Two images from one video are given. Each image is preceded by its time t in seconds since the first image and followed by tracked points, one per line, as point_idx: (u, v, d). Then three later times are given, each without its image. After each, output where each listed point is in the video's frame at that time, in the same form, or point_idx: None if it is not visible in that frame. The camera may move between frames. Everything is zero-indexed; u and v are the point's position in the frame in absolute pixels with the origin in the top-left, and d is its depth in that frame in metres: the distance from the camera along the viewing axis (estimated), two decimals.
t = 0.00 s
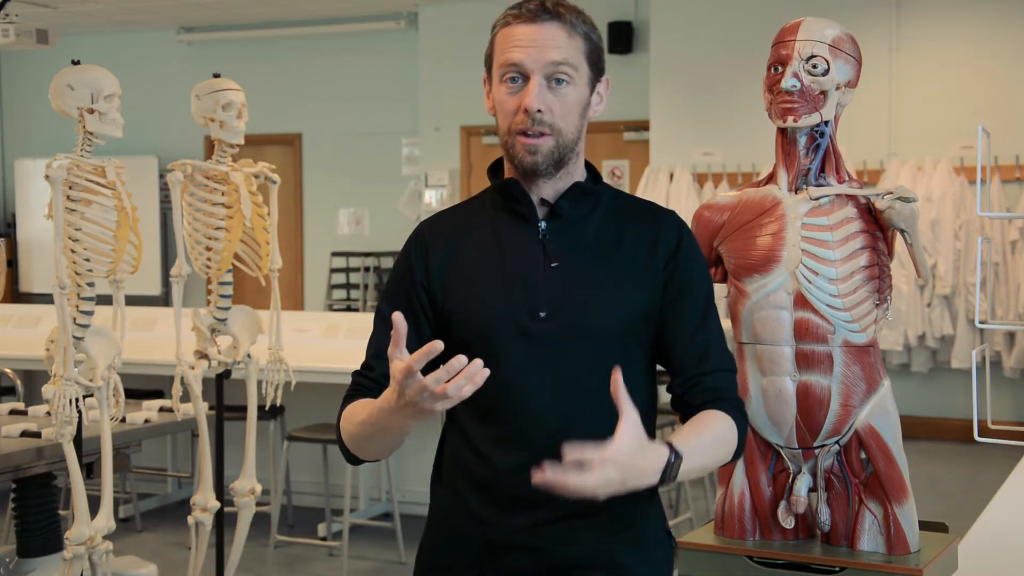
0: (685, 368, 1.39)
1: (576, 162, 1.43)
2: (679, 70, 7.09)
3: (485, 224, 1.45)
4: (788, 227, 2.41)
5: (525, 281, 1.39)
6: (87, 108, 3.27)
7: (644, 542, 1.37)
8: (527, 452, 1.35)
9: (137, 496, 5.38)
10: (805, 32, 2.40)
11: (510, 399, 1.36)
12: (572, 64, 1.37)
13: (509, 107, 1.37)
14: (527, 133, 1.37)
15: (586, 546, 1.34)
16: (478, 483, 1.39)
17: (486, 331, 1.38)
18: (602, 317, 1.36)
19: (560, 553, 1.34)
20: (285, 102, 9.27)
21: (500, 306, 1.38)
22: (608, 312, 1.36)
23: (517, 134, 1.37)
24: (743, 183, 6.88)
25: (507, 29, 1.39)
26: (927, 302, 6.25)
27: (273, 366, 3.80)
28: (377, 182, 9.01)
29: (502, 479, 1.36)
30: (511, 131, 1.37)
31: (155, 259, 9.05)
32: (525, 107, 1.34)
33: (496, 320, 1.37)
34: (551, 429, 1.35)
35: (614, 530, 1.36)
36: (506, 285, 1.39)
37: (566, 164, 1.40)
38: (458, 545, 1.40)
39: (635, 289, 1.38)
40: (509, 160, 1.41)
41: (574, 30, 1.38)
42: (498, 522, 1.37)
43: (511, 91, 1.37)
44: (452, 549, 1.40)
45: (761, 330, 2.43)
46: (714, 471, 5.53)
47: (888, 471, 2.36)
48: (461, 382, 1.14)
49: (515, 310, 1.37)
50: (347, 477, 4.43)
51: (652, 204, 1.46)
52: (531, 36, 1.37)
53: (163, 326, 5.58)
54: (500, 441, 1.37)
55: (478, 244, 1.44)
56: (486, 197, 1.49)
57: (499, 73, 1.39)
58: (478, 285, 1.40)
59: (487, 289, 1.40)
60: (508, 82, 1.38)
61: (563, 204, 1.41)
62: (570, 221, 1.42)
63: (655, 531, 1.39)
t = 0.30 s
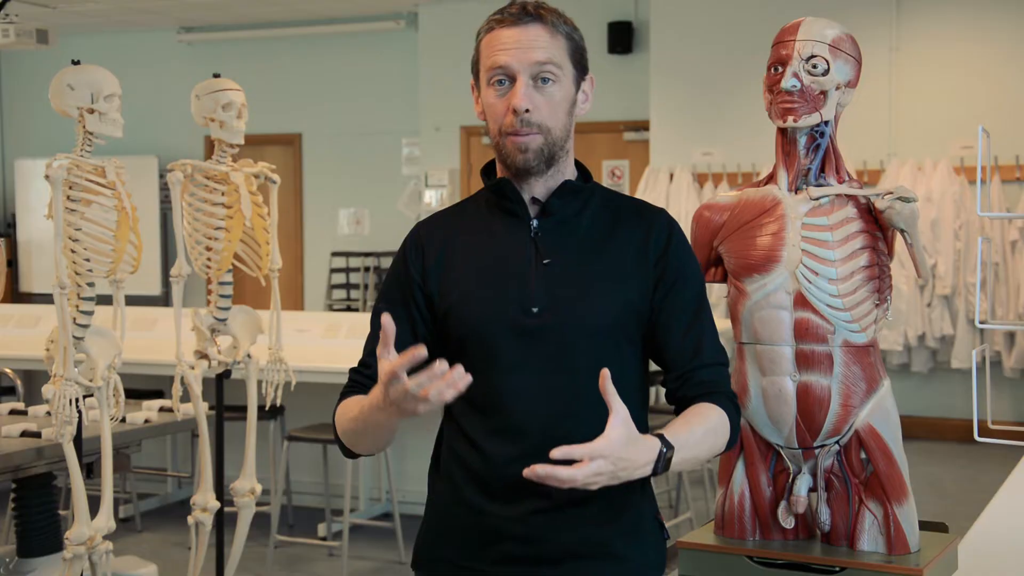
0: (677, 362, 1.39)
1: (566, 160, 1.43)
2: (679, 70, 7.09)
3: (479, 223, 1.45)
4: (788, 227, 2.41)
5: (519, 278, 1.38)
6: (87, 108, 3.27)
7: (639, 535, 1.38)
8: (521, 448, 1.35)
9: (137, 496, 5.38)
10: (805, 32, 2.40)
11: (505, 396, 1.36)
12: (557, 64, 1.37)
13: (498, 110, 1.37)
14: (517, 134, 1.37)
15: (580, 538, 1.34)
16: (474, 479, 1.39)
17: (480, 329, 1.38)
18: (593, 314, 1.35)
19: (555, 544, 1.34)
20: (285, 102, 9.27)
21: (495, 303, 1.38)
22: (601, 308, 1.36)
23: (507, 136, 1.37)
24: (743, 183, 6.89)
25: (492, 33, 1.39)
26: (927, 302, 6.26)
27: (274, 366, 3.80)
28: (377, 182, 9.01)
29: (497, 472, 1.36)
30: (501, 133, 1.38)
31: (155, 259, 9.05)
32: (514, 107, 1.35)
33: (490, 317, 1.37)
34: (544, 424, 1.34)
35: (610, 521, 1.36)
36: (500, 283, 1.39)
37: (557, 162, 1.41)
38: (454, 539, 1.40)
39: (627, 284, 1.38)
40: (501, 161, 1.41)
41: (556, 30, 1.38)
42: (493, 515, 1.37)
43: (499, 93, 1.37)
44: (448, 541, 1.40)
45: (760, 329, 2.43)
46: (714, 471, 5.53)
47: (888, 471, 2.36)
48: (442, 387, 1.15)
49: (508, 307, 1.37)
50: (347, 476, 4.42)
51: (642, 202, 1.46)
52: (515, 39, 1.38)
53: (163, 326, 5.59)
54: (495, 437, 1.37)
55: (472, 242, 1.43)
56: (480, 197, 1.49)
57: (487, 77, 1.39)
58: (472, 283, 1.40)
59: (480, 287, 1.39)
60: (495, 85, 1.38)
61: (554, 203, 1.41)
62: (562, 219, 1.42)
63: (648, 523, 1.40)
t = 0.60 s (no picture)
0: (673, 357, 1.37)
1: (563, 160, 1.44)
2: (679, 70, 7.09)
3: (478, 222, 1.45)
4: (788, 228, 2.41)
5: (517, 277, 1.38)
6: (87, 108, 3.27)
7: (639, 531, 1.38)
8: (520, 445, 1.35)
9: (137, 496, 5.38)
10: (805, 32, 2.40)
11: (504, 394, 1.36)
12: (551, 65, 1.37)
13: (494, 113, 1.37)
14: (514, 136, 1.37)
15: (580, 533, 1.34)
16: (476, 477, 1.39)
17: (481, 327, 1.38)
18: (591, 310, 1.35)
19: (555, 540, 1.34)
20: (285, 102, 9.27)
21: (494, 302, 1.38)
22: (600, 306, 1.36)
23: (504, 138, 1.38)
24: (743, 183, 6.88)
25: (486, 38, 1.39)
26: (927, 302, 6.26)
27: (274, 366, 3.80)
28: (377, 182, 9.01)
29: (497, 469, 1.36)
30: (498, 135, 1.38)
31: (155, 259, 9.05)
32: (510, 110, 1.35)
33: (489, 315, 1.37)
34: (543, 422, 1.34)
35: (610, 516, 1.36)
36: (499, 281, 1.39)
37: (555, 162, 1.41)
38: (456, 535, 1.40)
39: (625, 282, 1.38)
40: (499, 163, 1.42)
41: (549, 32, 1.38)
42: (493, 512, 1.36)
43: (494, 97, 1.38)
44: (449, 539, 1.40)
45: (761, 329, 2.43)
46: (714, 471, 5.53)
47: (888, 470, 2.36)
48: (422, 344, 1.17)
49: (507, 306, 1.37)
50: (347, 477, 4.42)
51: (639, 198, 1.46)
52: (508, 43, 1.38)
53: (163, 326, 5.59)
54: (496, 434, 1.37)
55: (472, 242, 1.43)
56: (479, 198, 1.49)
57: (482, 81, 1.39)
58: (471, 282, 1.40)
59: (480, 287, 1.39)
60: (491, 88, 1.38)
61: (551, 202, 1.42)
62: (560, 217, 1.42)
63: (649, 519, 1.39)
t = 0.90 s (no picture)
0: (681, 359, 1.38)
1: (565, 157, 1.43)
2: (679, 70, 7.09)
3: (480, 223, 1.45)
4: (788, 227, 2.41)
5: (519, 276, 1.38)
6: (87, 108, 3.27)
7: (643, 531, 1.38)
8: (522, 444, 1.35)
9: (137, 496, 5.38)
10: (805, 32, 2.40)
11: (506, 393, 1.36)
12: (551, 60, 1.37)
13: (495, 108, 1.37)
14: (516, 130, 1.37)
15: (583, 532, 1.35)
16: (479, 477, 1.39)
17: (483, 326, 1.38)
18: (594, 309, 1.35)
19: (557, 543, 1.34)
20: (285, 102, 9.27)
21: (496, 301, 1.38)
22: (602, 306, 1.36)
23: (506, 133, 1.37)
24: (743, 183, 6.88)
25: (486, 34, 1.39)
26: (927, 302, 6.26)
27: (274, 366, 3.80)
28: (377, 182, 9.01)
29: (500, 468, 1.36)
30: (499, 131, 1.37)
31: (154, 259, 9.05)
32: (511, 105, 1.35)
33: (491, 314, 1.37)
34: (546, 421, 1.34)
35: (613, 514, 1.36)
36: (501, 281, 1.39)
37: (556, 158, 1.41)
38: (460, 536, 1.40)
39: (628, 281, 1.38)
40: (501, 161, 1.41)
41: (549, 28, 1.38)
42: (495, 512, 1.36)
43: (495, 93, 1.37)
44: (453, 541, 1.40)
45: (760, 329, 2.43)
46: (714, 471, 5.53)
47: (888, 470, 2.36)
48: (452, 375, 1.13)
49: (509, 305, 1.37)
50: (347, 477, 4.42)
51: (643, 198, 1.46)
52: (509, 39, 1.38)
53: (163, 326, 5.59)
54: (498, 434, 1.37)
55: (474, 243, 1.43)
56: (481, 199, 1.49)
57: (483, 77, 1.39)
58: (473, 282, 1.40)
59: (481, 287, 1.39)
60: (492, 84, 1.38)
61: (554, 200, 1.41)
62: (563, 217, 1.42)
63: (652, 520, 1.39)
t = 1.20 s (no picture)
0: (689, 366, 1.40)
1: (567, 156, 1.43)
2: (679, 71, 7.09)
3: (479, 222, 1.44)
4: (788, 227, 2.41)
5: (520, 276, 1.38)
6: (87, 108, 3.27)
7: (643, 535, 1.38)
8: (523, 445, 1.34)
9: (137, 496, 5.38)
10: (805, 32, 2.40)
11: (507, 394, 1.35)
12: (560, 51, 1.38)
13: (501, 96, 1.36)
14: (520, 120, 1.35)
15: (584, 537, 1.34)
16: (477, 479, 1.38)
17: (482, 324, 1.37)
18: (597, 311, 1.35)
19: (558, 545, 1.34)
20: (285, 103, 9.28)
21: (495, 299, 1.37)
22: (603, 306, 1.36)
23: (509, 123, 1.35)
24: (743, 183, 6.88)
25: (496, 23, 1.40)
26: (927, 302, 6.26)
27: (274, 366, 3.80)
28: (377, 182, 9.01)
29: (500, 470, 1.35)
30: (504, 121, 1.36)
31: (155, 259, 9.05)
32: (517, 91, 1.34)
33: (492, 314, 1.37)
34: (547, 422, 1.34)
35: (615, 516, 1.36)
36: (501, 279, 1.38)
37: (558, 155, 1.40)
38: (461, 541, 1.39)
39: (630, 282, 1.38)
40: (503, 154, 1.40)
41: (560, 22, 1.40)
42: (494, 517, 1.36)
43: (502, 80, 1.37)
44: (452, 545, 1.39)
45: (761, 329, 2.43)
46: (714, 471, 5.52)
47: (888, 470, 2.36)
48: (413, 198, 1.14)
49: (510, 305, 1.36)
50: (347, 477, 4.42)
51: (646, 200, 1.46)
52: (519, 28, 1.39)
53: (163, 326, 5.59)
54: (496, 434, 1.36)
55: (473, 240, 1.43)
56: (481, 198, 1.49)
57: (490, 66, 1.39)
58: (473, 281, 1.39)
59: (482, 287, 1.39)
60: (498, 71, 1.38)
61: (556, 200, 1.41)
62: (566, 217, 1.41)
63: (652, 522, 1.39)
